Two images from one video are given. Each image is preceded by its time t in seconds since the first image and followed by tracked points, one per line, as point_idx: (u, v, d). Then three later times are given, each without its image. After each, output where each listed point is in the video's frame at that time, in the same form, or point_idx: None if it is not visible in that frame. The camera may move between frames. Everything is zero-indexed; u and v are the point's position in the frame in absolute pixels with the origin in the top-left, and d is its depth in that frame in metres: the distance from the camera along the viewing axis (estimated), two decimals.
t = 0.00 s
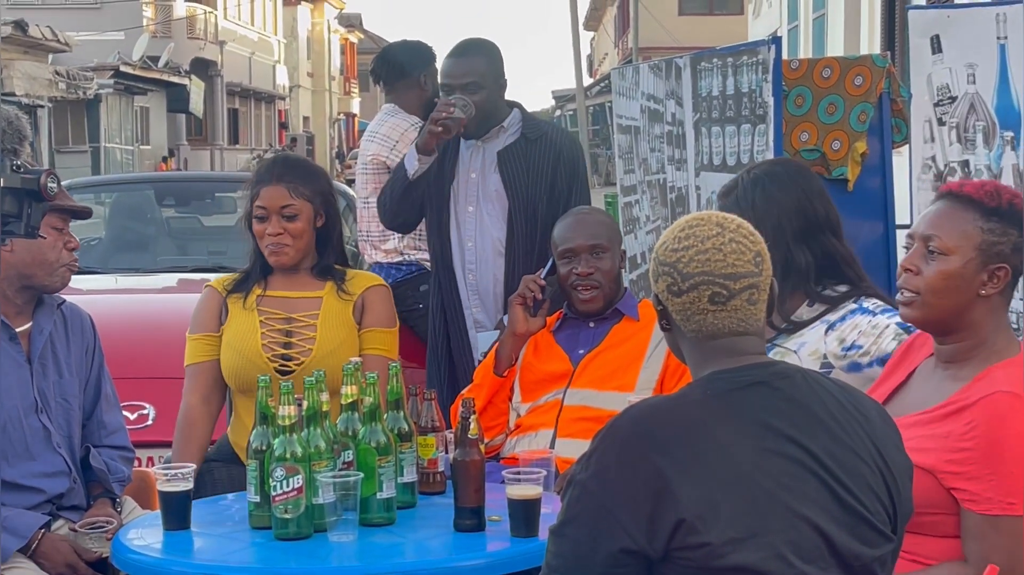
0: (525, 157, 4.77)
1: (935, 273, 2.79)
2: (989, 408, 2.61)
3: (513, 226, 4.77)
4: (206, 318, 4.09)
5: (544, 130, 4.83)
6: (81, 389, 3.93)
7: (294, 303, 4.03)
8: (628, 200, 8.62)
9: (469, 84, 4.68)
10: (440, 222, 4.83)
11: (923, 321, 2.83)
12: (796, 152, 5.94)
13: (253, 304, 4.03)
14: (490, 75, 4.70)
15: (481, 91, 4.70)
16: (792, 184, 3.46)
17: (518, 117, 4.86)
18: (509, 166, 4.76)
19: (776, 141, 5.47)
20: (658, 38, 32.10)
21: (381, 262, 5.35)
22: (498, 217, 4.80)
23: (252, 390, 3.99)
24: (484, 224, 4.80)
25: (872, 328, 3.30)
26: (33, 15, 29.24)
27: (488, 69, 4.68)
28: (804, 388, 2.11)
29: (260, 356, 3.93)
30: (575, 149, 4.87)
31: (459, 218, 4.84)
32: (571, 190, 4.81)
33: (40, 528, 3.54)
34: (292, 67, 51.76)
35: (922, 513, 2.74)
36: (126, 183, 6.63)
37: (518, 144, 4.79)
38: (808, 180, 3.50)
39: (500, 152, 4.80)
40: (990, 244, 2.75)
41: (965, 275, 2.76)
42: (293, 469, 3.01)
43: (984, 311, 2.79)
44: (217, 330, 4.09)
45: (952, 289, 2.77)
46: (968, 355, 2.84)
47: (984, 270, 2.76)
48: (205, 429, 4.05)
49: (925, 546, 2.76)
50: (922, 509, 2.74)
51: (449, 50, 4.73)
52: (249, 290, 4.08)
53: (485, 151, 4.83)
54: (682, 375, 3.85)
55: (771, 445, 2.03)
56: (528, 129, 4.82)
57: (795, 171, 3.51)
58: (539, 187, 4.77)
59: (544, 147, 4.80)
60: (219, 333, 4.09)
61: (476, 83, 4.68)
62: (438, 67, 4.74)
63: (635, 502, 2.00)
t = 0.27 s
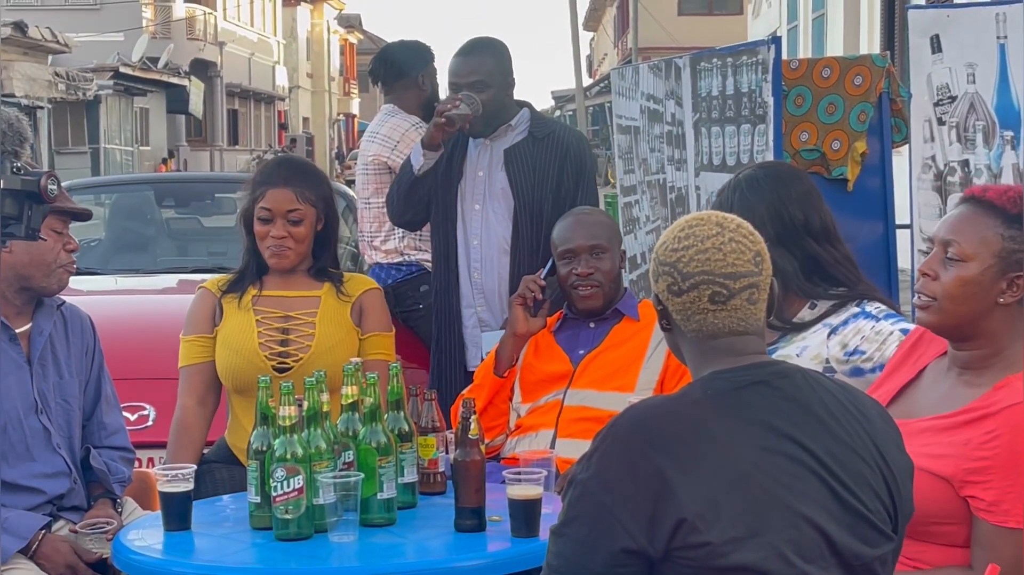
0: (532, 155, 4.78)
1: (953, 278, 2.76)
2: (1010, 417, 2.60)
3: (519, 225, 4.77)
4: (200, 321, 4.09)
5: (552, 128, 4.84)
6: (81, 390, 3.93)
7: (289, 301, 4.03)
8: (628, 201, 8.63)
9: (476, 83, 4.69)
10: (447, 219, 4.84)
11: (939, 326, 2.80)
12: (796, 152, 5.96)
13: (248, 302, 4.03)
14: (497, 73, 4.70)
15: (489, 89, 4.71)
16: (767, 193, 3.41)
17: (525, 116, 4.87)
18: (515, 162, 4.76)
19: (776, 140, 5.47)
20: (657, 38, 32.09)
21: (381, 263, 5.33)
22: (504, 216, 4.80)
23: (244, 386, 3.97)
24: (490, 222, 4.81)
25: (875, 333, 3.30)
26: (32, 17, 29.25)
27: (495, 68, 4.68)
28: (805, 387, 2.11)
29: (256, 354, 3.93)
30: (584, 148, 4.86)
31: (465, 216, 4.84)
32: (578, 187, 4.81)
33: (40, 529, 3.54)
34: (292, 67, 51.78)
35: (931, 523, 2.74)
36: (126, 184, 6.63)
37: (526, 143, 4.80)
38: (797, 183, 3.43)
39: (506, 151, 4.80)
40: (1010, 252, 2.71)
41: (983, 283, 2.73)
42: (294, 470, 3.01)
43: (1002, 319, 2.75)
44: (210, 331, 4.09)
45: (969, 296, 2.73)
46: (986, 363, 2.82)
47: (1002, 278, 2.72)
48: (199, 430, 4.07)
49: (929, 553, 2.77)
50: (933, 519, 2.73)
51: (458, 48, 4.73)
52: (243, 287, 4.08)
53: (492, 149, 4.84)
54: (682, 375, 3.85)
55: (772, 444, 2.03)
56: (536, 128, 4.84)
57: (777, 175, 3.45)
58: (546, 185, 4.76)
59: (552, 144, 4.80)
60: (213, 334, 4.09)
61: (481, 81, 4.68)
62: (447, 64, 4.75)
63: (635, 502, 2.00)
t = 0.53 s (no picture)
0: (535, 153, 4.78)
1: (955, 279, 2.76)
2: (1012, 418, 2.61)
3: (523, 223, 4.78)
4: (193, 323, 4.09)
5: (555, 127, 4.84)
6: (79, 391, 3.93)
7: (286, 304, 4.02)
8: (626, 200, 8.63)
9: (478, 82, 4.72)
10: (449, 218, 4.84)
11: (941, 327, 2.80)
12: (794, 151, 5.98)
13: (245, 307, 4.02)
14: (499, 73, 4.74)
15: (490, 88, 4.74)
16: (764, 192, 3.42)
17: (528, 115, 4.87)
18: (518, 160, 4.77)
19: (773, 140, 5.47)
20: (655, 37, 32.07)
21: (378, 263, 5.33)
22: (507, 214, 4.80)
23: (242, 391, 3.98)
24: (492, 221, 4.81)
25: (874, 336, 3.29)
26: (30, 17, 29.24)
27: (497, 67, 4.71)
28: (802, 386, 2.11)
29: (256, 358, 3.93)
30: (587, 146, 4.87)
31: (468, 215, 4.84)
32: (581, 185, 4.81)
33: (37, 530, 3.54)
34: (289, 68, 51.78)
35: (931, 525, 2.73)
36: (124, 184, 6.63)
37: (529, 141, 4.81)
38: (799, 183, 3.45)
39: (509, 149, 4.81)
40: (1012, 252, 2.71)
41: (984, 284, 2.73)
42: (291, 470, 3.01)
43: (1005, 320, 2.75)
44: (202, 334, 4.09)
45: (971, 296, 2.74)
46: (989, 364, 2.83)
47: (1004, 279, 2.71)
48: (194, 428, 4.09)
49: (930, 553, 2.76)
50: (933, 520, 2.73)
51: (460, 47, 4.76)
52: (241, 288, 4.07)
53: (495, 148, 4.84)
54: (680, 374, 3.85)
55: (769, 443, 2.03)
56: (538, 127, 4.84)
57: (774, 175, 3.45)
58: (549, 183, 4.77)
59: (553, 142, 4.80)
60: (206, 335, 4.09)
61: (483, 79, 4.72)
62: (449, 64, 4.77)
63: (633, 501, 2.00)
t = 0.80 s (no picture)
0: (534, 155, 4.78)
1: (932, 266, 2.77)
2: (1004, 414, 2.60)
3: (522, 223, 4.79)
4: (189, 325, 4.09)
5: (553, 126, 4.84)
6: (74, 391, 3.92)
7: (283, 311, 4.02)
8: (622, 199, 8.63)
9: (472, 90, 4.70)
10: (452, 221, 4.87)
11: (926, 317, 2.81)
12: (789, 149, 5.97)
13: (241, 314, 4.01)
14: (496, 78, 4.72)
15: (486, 94, 4.72)
16: (759, 190, 3.42)
17: (526, 113, 4.87)
18: (515, 161, 4.78)
19: (769, 138, 5.47)
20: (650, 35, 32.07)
21: (374, 262, 5.33)
22: (505, 214, 4.81)
23: (241, 394, 4.00)
24: (492, 222, 4.82)
25: (870, 334, 3.28)
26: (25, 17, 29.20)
27: (493, 73, 4.69)
28: (798, 383, 2.11)
29: (251, 366, 3.94)
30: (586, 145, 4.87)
31: (467, 216, 4.86)
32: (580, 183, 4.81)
33: (33, 530, 3.54)
34: (285, 67, 51.74)
35: (929, 517, 2.74)
36: (119, 184, 6.62)
37: (527, 141, 4.81)
38: (795, 180, 3.45)
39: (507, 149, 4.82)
40: (987, 238, 2.71)
41: (961, 270, 2.73)
42: (286, 470, 3.00)
43: (986, 308, 2.74)
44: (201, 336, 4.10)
45: (948, 282, 2.74)
46: (980, 356, 2.82)
47: (982, 265, 2.72)
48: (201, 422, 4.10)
49: (934, 546, 2.76)
50: (932, 512, 2.73)
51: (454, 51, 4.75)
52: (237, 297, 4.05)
53: (493, 149, 4.85)
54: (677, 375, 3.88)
55: (765, 441, 2.03)
56: (537, 125, 4.84)
57: (770, 174, 3.46)
58: (547, 182, 4.77)
59: (552, 141, 4.81)
60: (204, 337, 4.10)
61: (477, 88, 4.70)
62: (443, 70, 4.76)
63: (628, 500, 2.00)
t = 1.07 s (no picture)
0: (526, 157, 4.76)
1: (897, 256, 2.82)
2: (983, 398, 2.61)
3: (517, 223, 4.80)
4: (187, 327, 4.06)
5: (545, 125, 4.82)
6: (65, 391, 3.92)
7: (279, 318, 4.01)
8: (615, 196, 8.63)
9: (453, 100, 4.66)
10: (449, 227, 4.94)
11: (897, 307, 2.86)
12: (782, 146, 5.96)
13: (239, 324, 3.99)
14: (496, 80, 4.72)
15: (469, 104, 4.67)
16: (753, 185, 3.44)
17: (519, 112, 4.84)
18: (507, 162, 4.76)
19: (761, 135, 5.47)
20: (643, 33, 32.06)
21: (366, 260, 5.31)
22: (499, 214, 4.83)
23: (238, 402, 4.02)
24: (486, 224, 4.86)
25: (864, 332, 3.25)
26: (17, 16, 29.16)
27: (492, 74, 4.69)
28: (790, 381, 2.11)
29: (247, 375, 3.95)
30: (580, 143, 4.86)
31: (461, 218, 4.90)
32: (574, 182, 4.81)
33: (25, 530, 3.54)
34: (278, 66, 51.70)
35: (917, 504, 2.73)
36: (111, 183, 6.61)
37: (520, 142, 4.78)
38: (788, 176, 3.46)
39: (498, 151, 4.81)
40: (942, 225, 2.76)
41: (921, 257, 2.78)
42: (279, 468, 3.00)
43: (952, 295, 2.78)
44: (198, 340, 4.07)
45: (911, 269, 2.79)
46: (955, 346, 2.84)
47: (941, 251, 2.76)
48: (204, 432, 4.06)
49: (920, 535, 2.76)
50: (919, 500, 2.73)
51: (441, 56, 4.71)
52: (232, 309, 4.01)
53: (487, 151, 4.85)
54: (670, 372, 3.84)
55: (756, 438, 2.03)
56: (529, 125, 4.82)
57: (764, 170, 3.47)
58: (540, 181, 4.77)
59: (543, 141, 4.79)
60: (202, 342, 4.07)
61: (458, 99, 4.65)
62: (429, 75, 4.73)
63: (620, 498, 1.99)
